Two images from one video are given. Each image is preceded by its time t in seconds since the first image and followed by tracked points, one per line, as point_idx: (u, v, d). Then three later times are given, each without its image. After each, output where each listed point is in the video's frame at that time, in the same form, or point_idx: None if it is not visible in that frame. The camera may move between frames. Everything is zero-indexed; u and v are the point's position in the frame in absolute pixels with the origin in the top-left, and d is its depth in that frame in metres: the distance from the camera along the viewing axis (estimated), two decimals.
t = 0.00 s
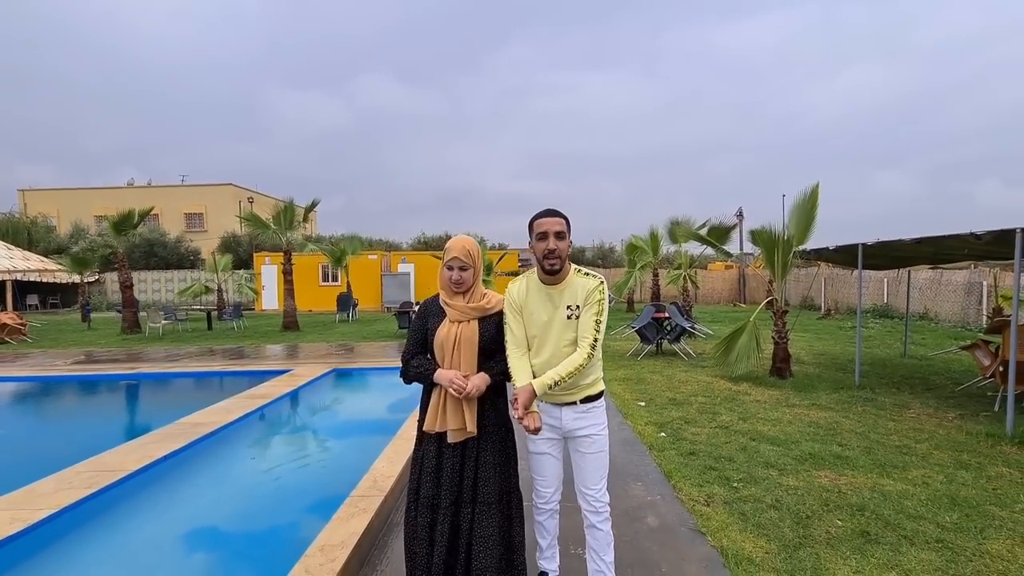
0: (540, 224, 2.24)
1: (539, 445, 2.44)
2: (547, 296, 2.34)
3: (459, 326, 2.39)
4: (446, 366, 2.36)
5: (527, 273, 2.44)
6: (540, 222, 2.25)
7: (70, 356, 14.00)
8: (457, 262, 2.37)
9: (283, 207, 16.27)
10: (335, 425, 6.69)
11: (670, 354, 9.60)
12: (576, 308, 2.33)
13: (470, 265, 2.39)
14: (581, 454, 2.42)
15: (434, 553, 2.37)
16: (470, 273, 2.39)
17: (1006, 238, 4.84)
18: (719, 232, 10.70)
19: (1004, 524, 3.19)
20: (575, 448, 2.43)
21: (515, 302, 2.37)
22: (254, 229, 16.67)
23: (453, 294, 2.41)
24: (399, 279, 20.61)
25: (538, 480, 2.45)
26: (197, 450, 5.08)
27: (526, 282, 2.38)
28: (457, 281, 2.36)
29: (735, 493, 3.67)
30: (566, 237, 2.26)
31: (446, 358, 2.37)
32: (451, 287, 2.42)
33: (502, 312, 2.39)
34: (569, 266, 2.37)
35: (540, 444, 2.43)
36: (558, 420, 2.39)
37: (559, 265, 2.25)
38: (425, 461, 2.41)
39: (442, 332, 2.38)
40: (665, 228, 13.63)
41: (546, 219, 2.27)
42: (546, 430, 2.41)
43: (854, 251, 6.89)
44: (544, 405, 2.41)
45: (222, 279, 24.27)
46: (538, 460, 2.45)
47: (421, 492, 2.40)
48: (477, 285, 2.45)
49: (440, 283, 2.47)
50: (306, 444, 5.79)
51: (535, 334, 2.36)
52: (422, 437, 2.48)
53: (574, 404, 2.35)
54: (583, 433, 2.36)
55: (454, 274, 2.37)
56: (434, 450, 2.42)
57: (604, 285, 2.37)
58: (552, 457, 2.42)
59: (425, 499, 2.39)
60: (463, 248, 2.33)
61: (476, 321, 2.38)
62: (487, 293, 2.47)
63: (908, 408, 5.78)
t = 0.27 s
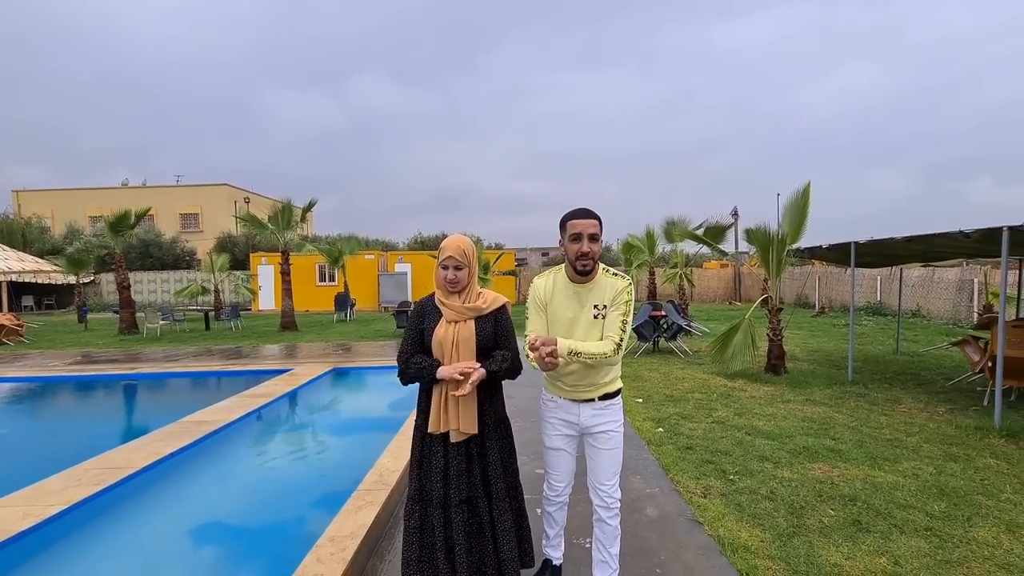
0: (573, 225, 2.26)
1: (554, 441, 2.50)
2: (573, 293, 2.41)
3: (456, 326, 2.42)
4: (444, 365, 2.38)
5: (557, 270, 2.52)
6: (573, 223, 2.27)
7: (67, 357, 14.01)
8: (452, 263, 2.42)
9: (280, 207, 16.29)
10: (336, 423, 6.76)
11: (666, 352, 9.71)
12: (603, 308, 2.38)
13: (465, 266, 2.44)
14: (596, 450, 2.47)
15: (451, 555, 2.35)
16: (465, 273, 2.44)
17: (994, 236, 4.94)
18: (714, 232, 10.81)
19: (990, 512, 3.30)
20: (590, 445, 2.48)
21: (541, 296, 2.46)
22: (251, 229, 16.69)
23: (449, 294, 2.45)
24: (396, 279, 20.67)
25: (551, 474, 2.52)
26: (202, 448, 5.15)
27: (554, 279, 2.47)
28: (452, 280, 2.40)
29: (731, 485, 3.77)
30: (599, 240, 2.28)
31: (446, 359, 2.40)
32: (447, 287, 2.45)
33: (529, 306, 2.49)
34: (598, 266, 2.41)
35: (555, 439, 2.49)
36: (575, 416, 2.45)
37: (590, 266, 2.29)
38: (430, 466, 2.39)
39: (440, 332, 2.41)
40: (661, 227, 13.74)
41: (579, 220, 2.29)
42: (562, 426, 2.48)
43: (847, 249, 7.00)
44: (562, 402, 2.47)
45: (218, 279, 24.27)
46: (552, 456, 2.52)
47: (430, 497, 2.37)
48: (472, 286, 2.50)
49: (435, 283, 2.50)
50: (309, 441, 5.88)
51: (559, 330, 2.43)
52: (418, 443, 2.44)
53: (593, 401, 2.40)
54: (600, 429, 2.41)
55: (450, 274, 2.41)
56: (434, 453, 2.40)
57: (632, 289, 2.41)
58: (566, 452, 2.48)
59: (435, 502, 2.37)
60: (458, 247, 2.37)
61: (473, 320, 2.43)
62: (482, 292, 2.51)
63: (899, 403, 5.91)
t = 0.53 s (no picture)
0: (591, 227, 2.24)
1: (561, 440, 2.51)
2: (587, 295, 2.38)
3: (436, 327, 2.35)
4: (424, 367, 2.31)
5: (570, 270, 2.48)
6: (590, 225, 2.25)
7: (65, 357, 14.01)
8: (431, 262, 2.35)
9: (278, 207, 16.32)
10: (335, 423, 6.81)
11: (663, 352, 9.80)
12: (617, 311, 2.37)
13: (444, 266, 2.37)
14: (602, 450, 2.48)
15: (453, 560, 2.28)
16: (445, 272, 2.36)
17: (984, 239, 5.05)
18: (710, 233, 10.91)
19: (977, 507, 3.39)
20: (597, 444, 2.49)
21: (555, 297, 2.43)
22: (250, 229, 16.71)
23: (428, 295, 2.38)
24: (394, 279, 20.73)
25: (556, 472, 2.54)
26: (203, 446, 5.20)
27: (568, 280, 2.43)
28: (431, 280, 2.33)
29: (726, 482, 3.85)
30: (615, 242, 2.27)
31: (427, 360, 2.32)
32: (426, 287, 2.39)
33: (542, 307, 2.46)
34: (614, 268, 2.39)
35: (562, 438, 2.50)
36: (583, 416, 2.45)
37: (606, 268, 2.27)
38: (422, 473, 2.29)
39: (420, 333, 2.34)
40: (658, 228, 13.84)
41: (595, 221, 2.27)
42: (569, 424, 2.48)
43: (841, 251, 7.10)
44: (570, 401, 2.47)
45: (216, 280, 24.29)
46: (559, 454, 2.53)
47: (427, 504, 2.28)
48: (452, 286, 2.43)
49: (414, 284, 2.43)
50: (308, 440, 5.94)
51: (573, 331, 2.42)
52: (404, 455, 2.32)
53: (602, 401, 2.41)
54: (607, 430, 2.42)
55: (429, 274, 2.34)
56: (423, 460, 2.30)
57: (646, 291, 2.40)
58: (573, 452, 2.48)
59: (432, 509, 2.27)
60: (437, 247, 2.31)
61: (454, 320, 2.37)
62: (461, 291, 2.46)
63: (891, 402, 6.01)
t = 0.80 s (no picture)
0: (590, 226, 2.31)
1: (564, 442, 2.51)
2: (589, 296, 2.43)
3: (419, 330, 2.30)
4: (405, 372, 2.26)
5: (570, 272, 2.53)
6: (589, 225, 2.32)
7: (62, 357, 14.02)
8: (412, 265, 2.29)
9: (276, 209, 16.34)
10: (333, 423, 6.87)
11: (658, 354, 9.89)
12: (619, 311, 2.43)
13: (426, 268, 2.30)
14: (601, 453, 2.51)
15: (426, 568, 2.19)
16: (427, 276, 2.31)
17: (972, 244, 5.14)
18: (706, 237, 11.00)
19: (962, 507, 3.47)
20: (596, 447, 2.52)
21: (557, 299, 2.47)
22: (248, 230, 16.75)
23: (408, 301, 2.33)
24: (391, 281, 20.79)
25: (559, 476, 2.52)
26: (202, 446, 5.25)
27: (569, 283, 2.49)
28: (413, 285, 2.26)
29: (717, 482, 3.93)
30: (613, 239, 2.33)
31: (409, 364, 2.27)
32: (408, 291, 2.33)
33: (544, 309, 2.51)
34: (614, 269, 2.45)
35: (565, 440, 2.50)
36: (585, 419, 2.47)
37: (605, 267, 2.33)
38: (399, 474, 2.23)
39: (402, 338, 2.29)
40: (654, 232, 13.93)
41: (594, 222, 2.34)
42: (572, 427, 2.49)
43: (834, 255, 7.20)
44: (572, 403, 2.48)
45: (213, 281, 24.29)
46: (560, 456, 2.52)
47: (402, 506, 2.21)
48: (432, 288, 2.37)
49: (396, 289, 2.38)
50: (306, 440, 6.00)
51: (575, 332, 2.47)
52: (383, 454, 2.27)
53: (604, 404, 2.44)
54: (608, 432, 2.46)
55: (409, 279, 2.27)
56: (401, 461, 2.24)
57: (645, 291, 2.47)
58: (575, 453, 2.49)
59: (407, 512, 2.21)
60: (417, 251, 2.25)
61: (436, 323, 2.32)
62: (444, 293, 2.40)
63: (882, 404, 6.11)
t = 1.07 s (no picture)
0: (575, 220, 2.37)
1: (561, 441, 2.48)
2: (578, 291, 2.49)
3: (408, 326, 2.29)
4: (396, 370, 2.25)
5: (559, 271, 2.60)
6: (573, 219, 2.38)
7: (59, 355, 14.02)
8: (404, 262, 2.28)
9: (274, 208, 16.37)
10: (331, 420, 6.93)
11: (654, 353, 9.97)
12: (609, 305, 2.49)
13: (418, 265, 2.30)
14: (595, 450, 2.52)
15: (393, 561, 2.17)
16: (419, 272, 2.30)
17: (960, 245, 5.23)
18: (703, 237, 11.08)
19: (947, 500, 3.56)
20: (591, 444, 2.51)
21: (546, 297, 2.54)
22: (246, 229, 16.78)
23: (400, 298, 2.32)
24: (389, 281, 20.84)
25: (557, 476, 2.48)
26: (202, 443, 5.31)
27: (558, 279, 2.55)
28: (404, 281, 2.26)
29: (709, 476, 4.02)
30: (598, 232, 2.38)
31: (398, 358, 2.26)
32: (399, 287, 2.32)
33: (533, 307, 2.56)
34: (603, 265, 2.52)
35: (562, 439, 2.47)
36: (582, 417, 2.45)
37: (591, 260, 2.39)
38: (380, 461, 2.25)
39: (391, 333, 2.29)
40: (651, 232, 14.02)
41: (578, 216, 2.40)
42: (568, 425, 2.47)
43: (827, 255, 7.29)
44: (568, 402, 2.45)
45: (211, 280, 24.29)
46: (557, 456, 2.49)
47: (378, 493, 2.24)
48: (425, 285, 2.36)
49: (387, 285, 2.37)
50: (304, 437, 6.06)
51: (566, 328, 2.51)
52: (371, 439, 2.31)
53: (600, 401, 2.44)
54: (604, 429, 2.46)
55: (401, 276, 2.26)
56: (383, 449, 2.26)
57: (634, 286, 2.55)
58: (571, 451, 2.47)
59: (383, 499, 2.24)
60: (409, 248, 2.24)
61: (426, 319, 2.31)
62: (435, 290, 2.40)
63: (873, 402, 6.20)
